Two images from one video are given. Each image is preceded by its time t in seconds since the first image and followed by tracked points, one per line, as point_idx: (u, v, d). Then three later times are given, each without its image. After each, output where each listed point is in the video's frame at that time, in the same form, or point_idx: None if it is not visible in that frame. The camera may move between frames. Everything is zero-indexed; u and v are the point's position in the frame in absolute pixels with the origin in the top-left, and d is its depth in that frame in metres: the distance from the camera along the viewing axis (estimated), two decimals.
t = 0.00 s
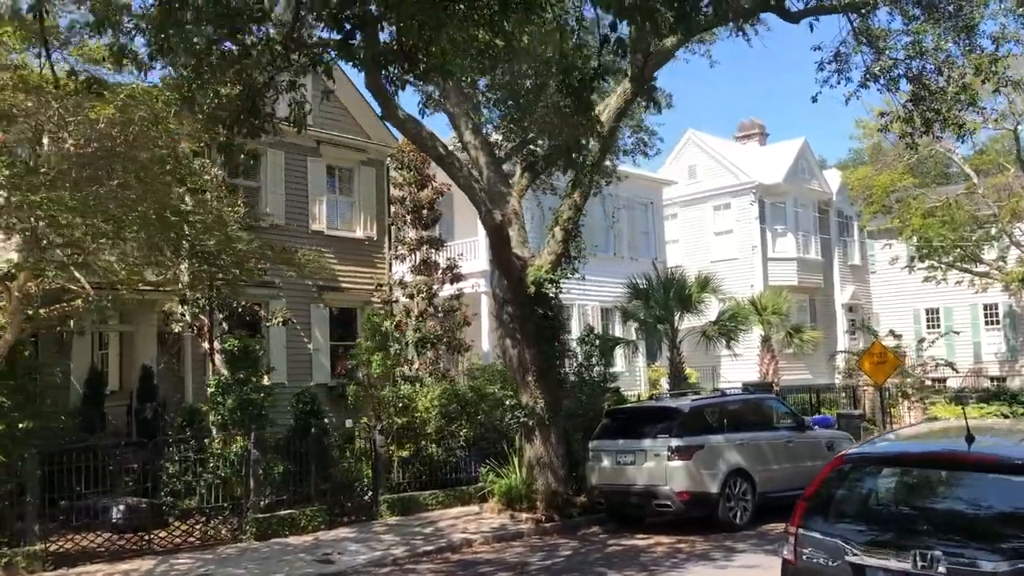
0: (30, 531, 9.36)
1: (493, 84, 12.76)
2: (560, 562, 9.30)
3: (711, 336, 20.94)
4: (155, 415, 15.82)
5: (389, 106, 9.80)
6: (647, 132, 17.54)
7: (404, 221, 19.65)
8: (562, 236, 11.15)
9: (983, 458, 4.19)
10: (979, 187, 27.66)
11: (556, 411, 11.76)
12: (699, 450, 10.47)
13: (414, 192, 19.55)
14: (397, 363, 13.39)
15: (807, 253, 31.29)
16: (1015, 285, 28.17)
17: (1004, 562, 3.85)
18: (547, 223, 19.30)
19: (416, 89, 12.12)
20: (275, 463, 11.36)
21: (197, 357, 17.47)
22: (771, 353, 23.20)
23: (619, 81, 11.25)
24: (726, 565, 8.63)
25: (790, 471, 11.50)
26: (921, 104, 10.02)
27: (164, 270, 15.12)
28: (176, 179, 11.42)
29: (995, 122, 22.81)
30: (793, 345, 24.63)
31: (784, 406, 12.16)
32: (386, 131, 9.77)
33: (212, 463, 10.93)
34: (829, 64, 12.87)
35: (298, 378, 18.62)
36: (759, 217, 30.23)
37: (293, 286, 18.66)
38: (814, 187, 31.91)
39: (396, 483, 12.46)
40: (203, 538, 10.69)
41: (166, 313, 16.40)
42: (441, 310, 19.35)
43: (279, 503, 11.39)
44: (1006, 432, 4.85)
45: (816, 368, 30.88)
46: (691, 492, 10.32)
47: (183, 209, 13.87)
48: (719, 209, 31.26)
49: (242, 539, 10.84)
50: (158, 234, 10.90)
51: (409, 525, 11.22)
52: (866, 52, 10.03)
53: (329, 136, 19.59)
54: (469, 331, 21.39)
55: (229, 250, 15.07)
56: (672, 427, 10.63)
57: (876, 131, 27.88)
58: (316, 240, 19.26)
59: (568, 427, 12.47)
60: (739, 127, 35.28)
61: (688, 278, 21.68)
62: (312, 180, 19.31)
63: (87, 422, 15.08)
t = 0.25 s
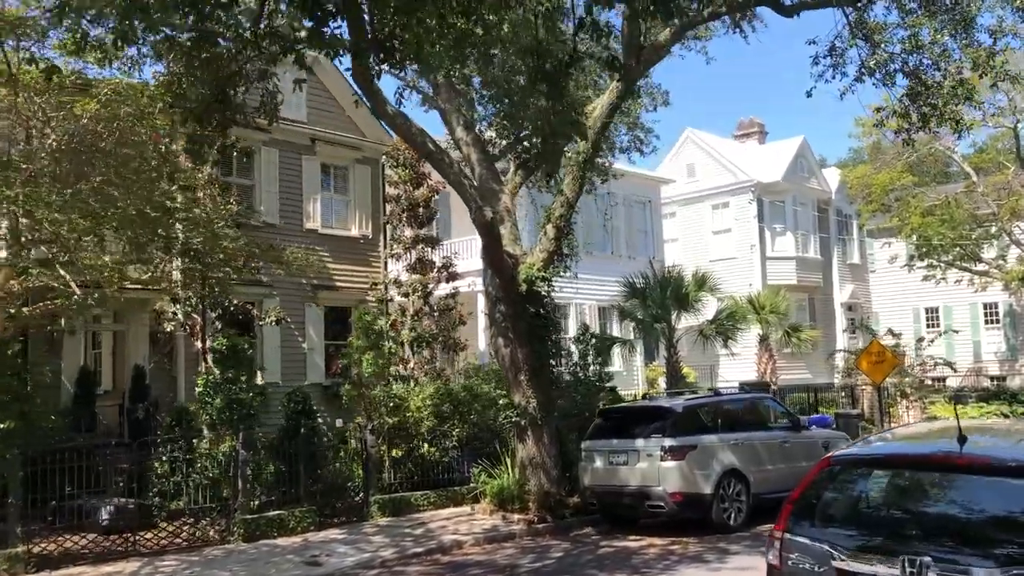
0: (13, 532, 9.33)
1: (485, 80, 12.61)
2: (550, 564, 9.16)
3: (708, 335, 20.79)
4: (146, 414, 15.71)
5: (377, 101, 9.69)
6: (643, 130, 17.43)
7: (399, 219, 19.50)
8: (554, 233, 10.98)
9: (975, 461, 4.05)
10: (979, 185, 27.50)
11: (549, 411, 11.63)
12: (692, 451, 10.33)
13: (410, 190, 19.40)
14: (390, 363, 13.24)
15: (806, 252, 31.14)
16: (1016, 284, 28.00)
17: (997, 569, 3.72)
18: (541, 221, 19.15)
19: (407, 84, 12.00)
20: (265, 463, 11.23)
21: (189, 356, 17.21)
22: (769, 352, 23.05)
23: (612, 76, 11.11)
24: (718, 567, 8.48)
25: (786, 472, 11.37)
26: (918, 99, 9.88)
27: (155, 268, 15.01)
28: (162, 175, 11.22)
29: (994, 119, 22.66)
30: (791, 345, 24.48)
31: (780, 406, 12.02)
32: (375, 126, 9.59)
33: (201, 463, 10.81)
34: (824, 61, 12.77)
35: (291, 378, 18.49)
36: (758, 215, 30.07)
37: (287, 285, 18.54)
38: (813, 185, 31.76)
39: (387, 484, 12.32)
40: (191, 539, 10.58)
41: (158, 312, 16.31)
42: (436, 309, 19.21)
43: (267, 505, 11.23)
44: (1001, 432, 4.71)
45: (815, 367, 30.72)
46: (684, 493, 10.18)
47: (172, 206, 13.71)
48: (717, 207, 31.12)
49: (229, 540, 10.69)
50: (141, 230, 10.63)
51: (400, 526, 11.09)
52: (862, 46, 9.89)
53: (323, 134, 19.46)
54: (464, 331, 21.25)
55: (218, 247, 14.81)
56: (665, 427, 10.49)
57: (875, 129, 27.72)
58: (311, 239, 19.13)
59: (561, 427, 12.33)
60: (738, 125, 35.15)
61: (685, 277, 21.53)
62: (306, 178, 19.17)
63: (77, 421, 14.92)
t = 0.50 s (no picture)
0: None
1: (479, 77, 12.46)
2: (540, 569, 8.98)
3: (705, 335, 20.61)
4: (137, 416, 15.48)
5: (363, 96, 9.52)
6: (640, 128, 17.28)
7: (393, 218, 19.31)
8: (546, 231, 10.80)
9: (970, 467, 3.86)
10: (979, 184, 27.30)
11: (541, 412, 11.44)
12: (686, 453, 10.13)
13: (404, 189, 19.21)
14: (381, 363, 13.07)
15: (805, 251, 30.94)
16: (1016, 283, 27.79)
17: None
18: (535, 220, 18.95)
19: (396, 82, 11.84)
20: (254, 466, 11.10)
21: (180, 357, 17.09)
22: (768, 352, 22.85)
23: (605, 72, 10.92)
24: (712, 572, 8.30)
25: (782, 473, 11.18)
26: (915, 95, 9.70)
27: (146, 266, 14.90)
28: (147, 173, 11.11)
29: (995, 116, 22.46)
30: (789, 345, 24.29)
31: (776, 406, 11.83)
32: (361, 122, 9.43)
33: (188, 466, 10.60)
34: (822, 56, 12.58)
35: (284, 379, 18.30)
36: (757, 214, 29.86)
37: (280, 284, 18.37)
38: (813, 184, 31.56)
39: (377, 486, 12.13)
40: (178, 544, 10.28)
41: (149, 313, 16.07)
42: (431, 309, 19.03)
43: (254, 508, 11.05)
44: (999, 436, 4.51)
45: (815, 367, 30.52)
46: (678, 495, 9.99)
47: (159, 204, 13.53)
48: (716, 206, 30.93)
49: (216, 544, 10.43)
50: (124, 229, 10.60)
51: (389, 530, 10.91)
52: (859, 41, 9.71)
53: (316, 132, 19.31)
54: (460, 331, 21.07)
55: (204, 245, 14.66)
56: (659, 429, 10.30)
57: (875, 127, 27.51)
58: (305, 238, 18.97)
59: (554, 428, 12.14)
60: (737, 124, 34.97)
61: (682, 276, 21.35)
62: (299, 177, 18.98)
63: (67, 423, 14.73)
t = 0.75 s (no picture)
0: None
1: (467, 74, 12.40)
2: (527, 570, 8.90)
3: (699, 334, 20.55)
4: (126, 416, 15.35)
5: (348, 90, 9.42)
6: (632, 126, 17.25)
7: (385, 217, 19.22)
8: (535, 229, 10.71)
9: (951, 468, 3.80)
10: (975, 182, 27.24)
11: (531, 411, 11.37)
12: (675, 452, 10.06)
13: (397, 188, 19.11)
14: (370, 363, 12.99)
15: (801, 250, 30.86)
16: (1012, 282, 27.72)
17: None
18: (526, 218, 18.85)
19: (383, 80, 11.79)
20: (244, 468, 11.05)
21: (171, 356, 17.00)
22: (763, 351, 22.77)
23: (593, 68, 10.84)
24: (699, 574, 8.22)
25: (773, 473, 11.10)
26: (906, 91, 9.63)
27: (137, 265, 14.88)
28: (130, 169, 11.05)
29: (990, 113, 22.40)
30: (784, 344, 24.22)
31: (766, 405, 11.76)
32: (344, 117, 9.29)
33: (172, 467, 10.53)
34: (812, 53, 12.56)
35: (276, 378, 18.22)
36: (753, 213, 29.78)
37: (272, 282, 18.28)
38: (809, 183, 31.50)
39: (366, 487, 12.05)
40: (164, 544, 10.22)
41: (138, 312, 15.97)
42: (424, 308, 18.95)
43: (242, 509, 11.00)
44: (982, 436, 4.44)
45: (810, 366, 30.46)
46: (667, 496, 9.92)
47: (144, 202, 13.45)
48: (711, 205, 30.87)
49: (200, 545, 10.34)
50: (104, 227, 10.54)
51: (377, 531, 10.85)
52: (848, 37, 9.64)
53: (309, 131, 19.22)
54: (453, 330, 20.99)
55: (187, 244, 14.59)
56: (648, 428, 10.23)
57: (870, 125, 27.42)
58: (297, 238, 18.89)
59: (545, 428, 12.07)
60: (733, 123, 34.90)
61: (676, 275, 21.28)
62: (291, 176, 18.89)
63: (55, 423, 14.62)
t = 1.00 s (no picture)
0: None
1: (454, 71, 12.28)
2: (512, 570, 8.80)
3: (692, 333, 20.44)
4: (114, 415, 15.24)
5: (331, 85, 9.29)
6: (623, 123, 17.14)
7: (375, 215, 19.11)
8: (522, 226, 10.57)
9: (926, 467, 3.67)
10: (970, 180, 27.14)
11: (519, 410, 11.27)
12: (663, 452, 9.96)
13: (388, 186, 19.00)
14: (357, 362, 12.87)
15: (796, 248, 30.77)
16: (1007, 280, 27.63)
17: None
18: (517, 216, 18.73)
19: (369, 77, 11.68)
20: (230, 468, 10.96)
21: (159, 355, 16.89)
22: (756, 350, 22.66)
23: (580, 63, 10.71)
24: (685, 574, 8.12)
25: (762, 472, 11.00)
26: (896, 85, 9.50)
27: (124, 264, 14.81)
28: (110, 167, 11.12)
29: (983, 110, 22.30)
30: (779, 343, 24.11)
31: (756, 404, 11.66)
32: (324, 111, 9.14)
33: (155, 467, 10.41)
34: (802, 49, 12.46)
35: (266, 378, 18.11)
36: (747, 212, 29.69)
37: (262, 281, 18.17)
38: (804, 181, 31.40)
39: (353, 487, 11.94)
40: (147, 545, 10.11)
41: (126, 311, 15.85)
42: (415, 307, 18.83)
43: (227, 510, 10.87)
44: (964, 435, 4.34)
45: (805, 365, 30.37)
46: (654, 495, 9.81)
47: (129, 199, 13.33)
48: (706, 203, 30.78)
49: (184, 547, 10.23)
50: (82, 224, 10.61)
51: (362, 532, 10.74)
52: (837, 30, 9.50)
53: (299, 129, 19.08)
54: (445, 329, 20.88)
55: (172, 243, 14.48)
56: (635, 427, 10.14)
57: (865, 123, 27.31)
58: (288, 236, 18.79)
59: (533, 427, 11.96)
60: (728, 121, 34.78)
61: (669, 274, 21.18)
62: (281, 174, 18.77)
63: (41, 423, 14.49)
